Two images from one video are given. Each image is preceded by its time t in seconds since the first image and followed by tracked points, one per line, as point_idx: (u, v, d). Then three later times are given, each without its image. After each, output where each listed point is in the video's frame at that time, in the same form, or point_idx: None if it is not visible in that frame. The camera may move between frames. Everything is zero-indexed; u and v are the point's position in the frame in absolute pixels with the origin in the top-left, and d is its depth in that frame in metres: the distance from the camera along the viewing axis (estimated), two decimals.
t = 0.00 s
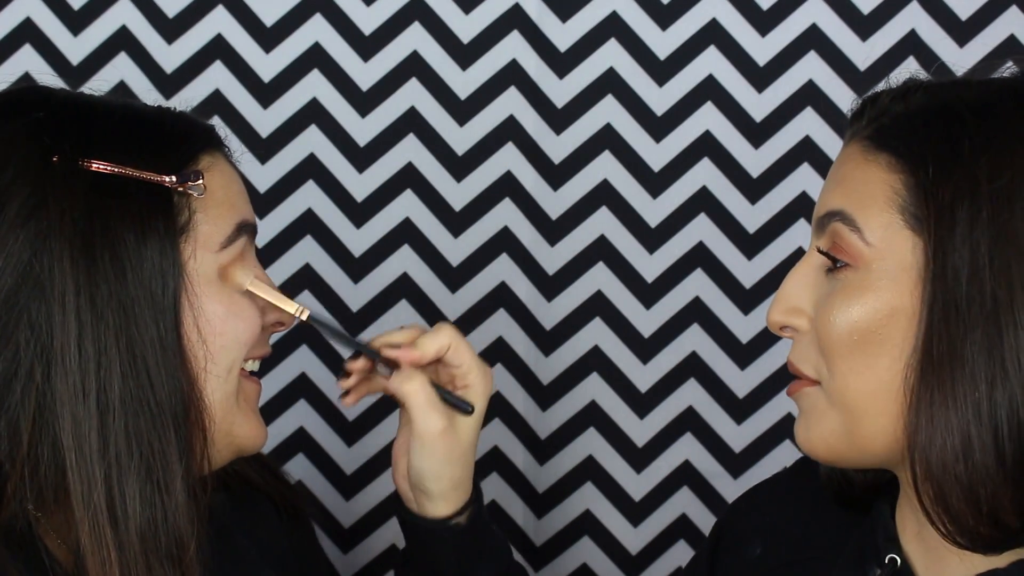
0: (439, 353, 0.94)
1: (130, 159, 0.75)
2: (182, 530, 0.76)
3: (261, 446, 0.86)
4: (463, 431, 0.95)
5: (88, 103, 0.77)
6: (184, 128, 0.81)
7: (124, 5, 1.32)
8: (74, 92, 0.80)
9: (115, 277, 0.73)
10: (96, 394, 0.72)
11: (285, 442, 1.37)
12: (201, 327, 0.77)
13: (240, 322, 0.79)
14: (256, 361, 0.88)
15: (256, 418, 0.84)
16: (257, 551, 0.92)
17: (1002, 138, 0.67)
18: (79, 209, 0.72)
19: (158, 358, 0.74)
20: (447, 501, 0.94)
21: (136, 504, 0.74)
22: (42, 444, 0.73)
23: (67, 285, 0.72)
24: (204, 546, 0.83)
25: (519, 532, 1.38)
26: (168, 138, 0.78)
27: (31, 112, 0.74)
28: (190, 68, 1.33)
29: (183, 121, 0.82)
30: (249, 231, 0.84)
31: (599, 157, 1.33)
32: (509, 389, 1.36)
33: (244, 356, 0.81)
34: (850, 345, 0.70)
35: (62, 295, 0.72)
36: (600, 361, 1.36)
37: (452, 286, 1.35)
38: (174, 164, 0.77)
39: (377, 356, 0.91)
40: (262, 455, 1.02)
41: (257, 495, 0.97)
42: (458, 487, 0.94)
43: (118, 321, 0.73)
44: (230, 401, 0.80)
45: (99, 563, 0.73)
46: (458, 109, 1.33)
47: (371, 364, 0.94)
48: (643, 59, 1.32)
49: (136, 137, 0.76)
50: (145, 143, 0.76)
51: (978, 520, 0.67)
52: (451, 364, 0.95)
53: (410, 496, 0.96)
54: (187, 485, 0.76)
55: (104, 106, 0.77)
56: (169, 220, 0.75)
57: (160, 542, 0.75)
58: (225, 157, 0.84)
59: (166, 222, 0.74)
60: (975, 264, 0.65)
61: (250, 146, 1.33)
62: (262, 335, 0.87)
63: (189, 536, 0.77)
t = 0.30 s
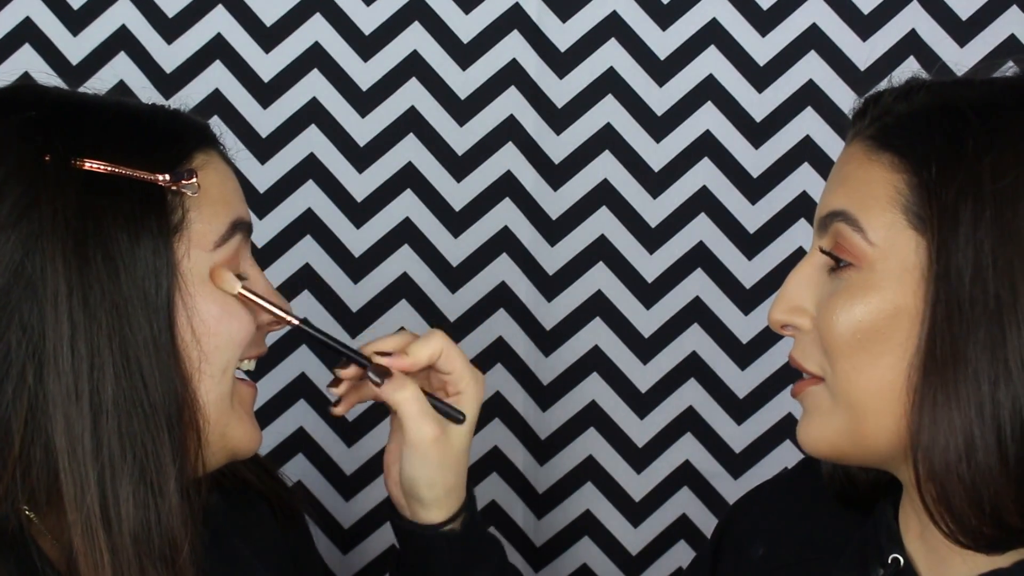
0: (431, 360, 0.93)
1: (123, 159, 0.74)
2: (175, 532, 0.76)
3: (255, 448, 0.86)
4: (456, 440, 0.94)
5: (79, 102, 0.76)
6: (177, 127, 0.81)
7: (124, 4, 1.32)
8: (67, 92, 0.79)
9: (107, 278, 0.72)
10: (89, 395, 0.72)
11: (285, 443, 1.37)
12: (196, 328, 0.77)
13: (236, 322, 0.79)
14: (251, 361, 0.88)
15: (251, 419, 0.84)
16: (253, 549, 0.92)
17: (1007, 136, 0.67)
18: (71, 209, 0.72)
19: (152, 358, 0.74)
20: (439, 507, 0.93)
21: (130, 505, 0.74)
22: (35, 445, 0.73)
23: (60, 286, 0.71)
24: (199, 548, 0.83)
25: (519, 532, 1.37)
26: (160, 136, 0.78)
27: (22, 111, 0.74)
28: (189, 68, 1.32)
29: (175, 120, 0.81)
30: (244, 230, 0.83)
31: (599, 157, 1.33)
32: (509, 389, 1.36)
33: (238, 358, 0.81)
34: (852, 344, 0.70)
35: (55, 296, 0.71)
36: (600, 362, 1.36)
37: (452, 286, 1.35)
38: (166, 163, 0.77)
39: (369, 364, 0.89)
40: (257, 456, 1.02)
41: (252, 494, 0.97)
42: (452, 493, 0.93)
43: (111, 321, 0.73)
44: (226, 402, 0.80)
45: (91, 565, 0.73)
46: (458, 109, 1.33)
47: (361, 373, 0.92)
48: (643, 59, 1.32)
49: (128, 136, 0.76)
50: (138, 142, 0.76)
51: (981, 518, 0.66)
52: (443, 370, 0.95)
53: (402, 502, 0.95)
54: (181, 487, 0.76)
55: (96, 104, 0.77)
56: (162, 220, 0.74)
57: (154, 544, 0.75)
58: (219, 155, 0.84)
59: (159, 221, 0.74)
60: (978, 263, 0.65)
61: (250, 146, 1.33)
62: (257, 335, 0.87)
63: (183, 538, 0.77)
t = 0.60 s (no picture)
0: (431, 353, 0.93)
1: (120, 162, 0.74)
2: (169, 537, 0.76)
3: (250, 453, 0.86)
4: (454, 430, 0.94)
5: (78, 105, 0.76)
6: (175, 130, 0.81)
7: (124, 4, 1.32)
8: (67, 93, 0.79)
9: (102, 283, 0.72)
10: (84, 400, 0.72)
11: (285, 443, 1.37)
12: (192, 331, 0.77)
13: (233, 324, 0.79)
14: (248, 365, 0.88)
15: (249, 422, 0.84)
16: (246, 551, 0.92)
17: (1006, 135, 0.67)
18: (67, 213, 0.71)
19: (148, 362, 0.74)
20: (436, 500, 0.93)
21: (124, 510, 0.74)
22: (30, 450, 0.73)
23: (55, 290, 0.71)
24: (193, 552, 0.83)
25: (519, 532, 1.37)
26: (159, 140, 0.78)
27: (20, 113, 0.74)
28: (189, 68, 1.32)
29: (174, 123, 0.81)
30: (241, 233, 0.83)
31: (599, 157, 1.33)
32: (509, 389, 1.36)
33: (235, 362, 0.81)
34: (851, 344, 0.70)
35: (51, 300, 0.71)
36: (600, 362, 1.35)
37: (452, 286, 1.35)
38: (165, 167, 0.77)
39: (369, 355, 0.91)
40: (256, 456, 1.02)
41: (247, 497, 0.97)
42: (448, 487, 0.93)
43: (107, 325, 0.73)
44: (222, 405, 0.80)
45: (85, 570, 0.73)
46: (457, 109, 1.33)
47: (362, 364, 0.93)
48: (643, 60, 1.32)
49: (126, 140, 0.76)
50: (136, 145, 0.76)
51: (979, 518, 0.66)
52: (443, 364, 0.95)
53: (398, 496, 0.95)
54: (175, 492, 0.76)
55: (95, 106, 0.77)
56: (159, 225, 0.74)
57: (148, 549, 0.75)
58: (218, 158, 0.84)
59: (155, 226, 0.74)
60: (977, 263, 0.65)
61: (250, 146, 1.33)
62: (255, 338, 0.87)
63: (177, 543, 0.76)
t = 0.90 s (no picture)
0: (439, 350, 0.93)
1: (120, 163, 0.74)
2: (173, 538, 0.76)
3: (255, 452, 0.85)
4: (459, 429, 0.95)
5: (77, 107, 0.76)
6: (175, 130, 0.80)
7: (124, 4, 1.32)
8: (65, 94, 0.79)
9: (104, 284, 0.72)
10: (86, 401, 0.72)
11: (285, 443, 1.37)
12: (195, 331, 0.77)
13: (235, 324, 0.79)
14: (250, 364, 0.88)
15: (252, 421, 0.84)
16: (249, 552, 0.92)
17: (1008, 134, 0.67)
18: (68, 214, 0.71)
19: (150, 363, 0.74)
20: (438, 498, 0.93)
21: (127, 512, 0.74)
22: (32, 453, 0.73)
23: (57, 293, 0.71)
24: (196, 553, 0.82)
25: (519, 532, 1.37)
26: (159, 140, 0.78)
27: (19, 116, 0.74)
28: (189, 68, 1.32)
29: (174, 122, 0.81)
30: (244, 233, 0.83)
31: (599, 157, 1.33)
32: (509, 390, 1.36)
33: (239, 362, 0.81)
34: (854, 344, 0.70)
35: (52, 302, 0.71)
36: (600, 361, 1.35)
37: (452, 286, 1.35)
38: (165, 167, 0.77)
39: (378, 347, 0.91)
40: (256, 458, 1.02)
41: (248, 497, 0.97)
42: (450, 486, 0.93)
43: (109, 326, 0.72)
44: (225, 405, 0.80)
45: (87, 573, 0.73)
46: (457, 109, 1.33)
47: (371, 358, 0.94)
48: (643, 60, 1.32)
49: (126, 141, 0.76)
50: (135, 146, 0.76)
51: (982, 517, 0.66)
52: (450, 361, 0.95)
53: (401, 494, 0.95)
54: (178, 492, 0.76)
55: (93, 107, 0.77)
56: (160, 226, 0.74)
57: (152, 551, 0.75)
58: (218, 157, 0.83)
59: (157, 227, 0.74)
60: (979, 262, 0.65)
61: (250, 146, 1.33)
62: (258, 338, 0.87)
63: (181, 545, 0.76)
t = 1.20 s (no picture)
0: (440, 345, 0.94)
1: (124, 165, 0.74)
2: (176, 539, 0.76)
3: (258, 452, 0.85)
4: (458, 424, 0.94)
5: (81, 108, 0.76)
6: (179, 131, 0.80)
7: (124, 4, 1.32)
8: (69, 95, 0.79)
9: (108, 285, 0.72)
10: (88, 402, 0.72)
11: (285, 443, 1.37)
12: (196, 331, 0.77)
13: (236, 325, 0.79)
14: (253, 364, 0.88)
15: (255, 422, 0.84)
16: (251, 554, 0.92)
17: (1004, 135, 0.67)
18: (72, 216, 0.72)
19: (152, 363, 0.74)
20: (437, 494, 0.93)
21: (129, 513, 0.74)
22: (36, 453, 0.73)
23: (61, 294, 0.71)
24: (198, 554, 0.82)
25: (519, 532, 1.37)
26: (163, 141, 0.78)
27: (23, 117, 0.74)
28: (189, 68, 1.32)
29: (177, 123, 0.81)
30: (245, 234, 0.83)
31: (599, 157, 1.33)
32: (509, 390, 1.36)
33: (242, 363, 0.80)
34: (851, 345, 0.70)
35: (56, 304, 0.71)
36: (600, 361, 1.35)
37: (452, 286, 1.35)
38: (169, 169, 0.77)
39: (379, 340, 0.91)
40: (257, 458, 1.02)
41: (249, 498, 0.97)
42: (450, 481, 0.93)
43: (112, 327, 0.73)
44: (227, 406, 0.80)
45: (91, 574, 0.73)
46: (457, 109, 1.33)
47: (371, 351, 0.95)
48: (643, 60, 1.32)
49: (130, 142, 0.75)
50: (139, 147, 0.76)
51: (979, 518, 0.66)
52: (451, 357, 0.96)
53: (400, 492, 0.95)
54: (180, 493, 0.76)
55: (97, 108, 0.77)
56: (163, 227, 0.74)
57: (154, 552, 0.75)
58: (221, 158, 0.83)
59: (160, 228, 0.74)
60: (976, 263, 0.65)
61: (250, 146, 1.33)
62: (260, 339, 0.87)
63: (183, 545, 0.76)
